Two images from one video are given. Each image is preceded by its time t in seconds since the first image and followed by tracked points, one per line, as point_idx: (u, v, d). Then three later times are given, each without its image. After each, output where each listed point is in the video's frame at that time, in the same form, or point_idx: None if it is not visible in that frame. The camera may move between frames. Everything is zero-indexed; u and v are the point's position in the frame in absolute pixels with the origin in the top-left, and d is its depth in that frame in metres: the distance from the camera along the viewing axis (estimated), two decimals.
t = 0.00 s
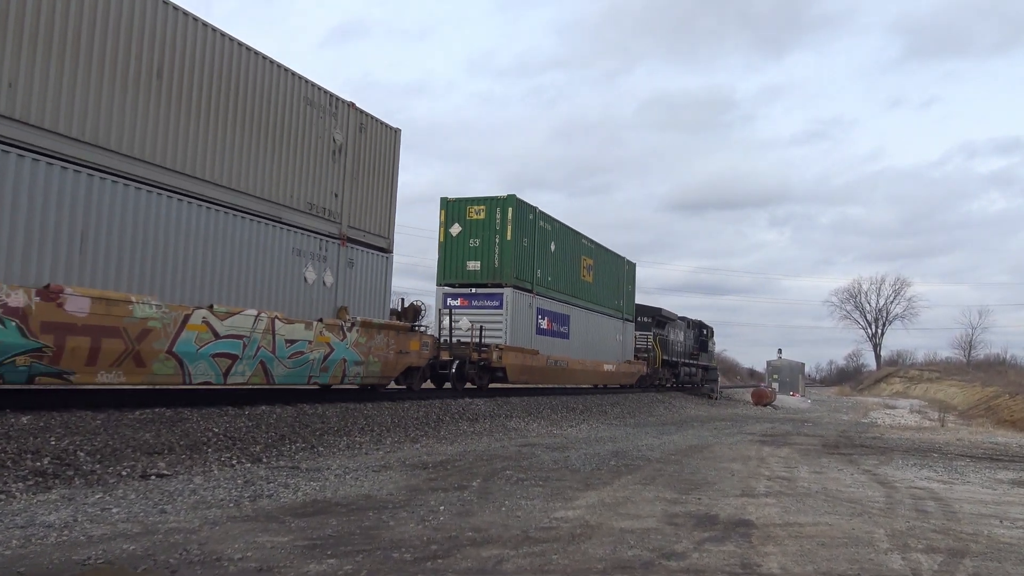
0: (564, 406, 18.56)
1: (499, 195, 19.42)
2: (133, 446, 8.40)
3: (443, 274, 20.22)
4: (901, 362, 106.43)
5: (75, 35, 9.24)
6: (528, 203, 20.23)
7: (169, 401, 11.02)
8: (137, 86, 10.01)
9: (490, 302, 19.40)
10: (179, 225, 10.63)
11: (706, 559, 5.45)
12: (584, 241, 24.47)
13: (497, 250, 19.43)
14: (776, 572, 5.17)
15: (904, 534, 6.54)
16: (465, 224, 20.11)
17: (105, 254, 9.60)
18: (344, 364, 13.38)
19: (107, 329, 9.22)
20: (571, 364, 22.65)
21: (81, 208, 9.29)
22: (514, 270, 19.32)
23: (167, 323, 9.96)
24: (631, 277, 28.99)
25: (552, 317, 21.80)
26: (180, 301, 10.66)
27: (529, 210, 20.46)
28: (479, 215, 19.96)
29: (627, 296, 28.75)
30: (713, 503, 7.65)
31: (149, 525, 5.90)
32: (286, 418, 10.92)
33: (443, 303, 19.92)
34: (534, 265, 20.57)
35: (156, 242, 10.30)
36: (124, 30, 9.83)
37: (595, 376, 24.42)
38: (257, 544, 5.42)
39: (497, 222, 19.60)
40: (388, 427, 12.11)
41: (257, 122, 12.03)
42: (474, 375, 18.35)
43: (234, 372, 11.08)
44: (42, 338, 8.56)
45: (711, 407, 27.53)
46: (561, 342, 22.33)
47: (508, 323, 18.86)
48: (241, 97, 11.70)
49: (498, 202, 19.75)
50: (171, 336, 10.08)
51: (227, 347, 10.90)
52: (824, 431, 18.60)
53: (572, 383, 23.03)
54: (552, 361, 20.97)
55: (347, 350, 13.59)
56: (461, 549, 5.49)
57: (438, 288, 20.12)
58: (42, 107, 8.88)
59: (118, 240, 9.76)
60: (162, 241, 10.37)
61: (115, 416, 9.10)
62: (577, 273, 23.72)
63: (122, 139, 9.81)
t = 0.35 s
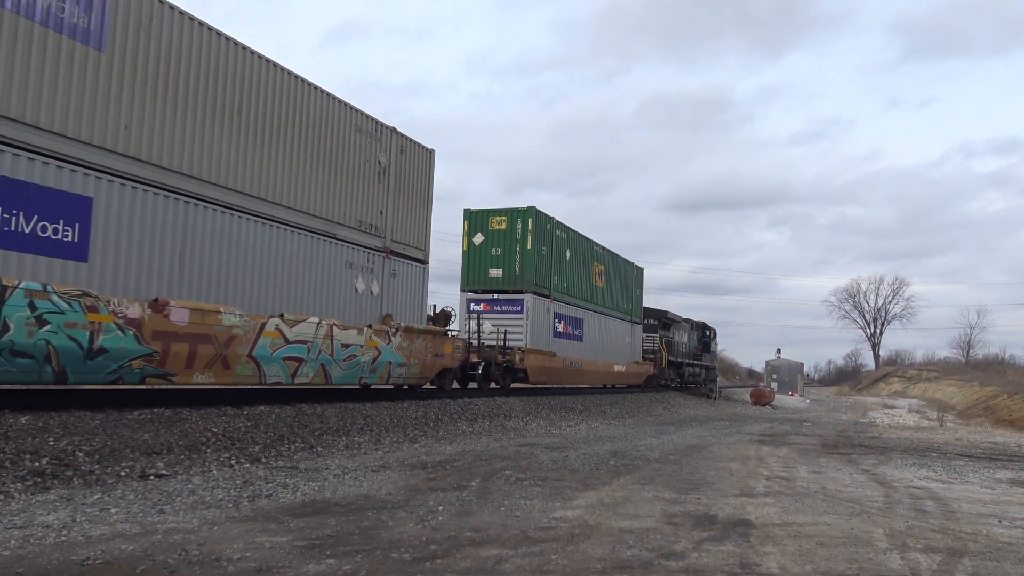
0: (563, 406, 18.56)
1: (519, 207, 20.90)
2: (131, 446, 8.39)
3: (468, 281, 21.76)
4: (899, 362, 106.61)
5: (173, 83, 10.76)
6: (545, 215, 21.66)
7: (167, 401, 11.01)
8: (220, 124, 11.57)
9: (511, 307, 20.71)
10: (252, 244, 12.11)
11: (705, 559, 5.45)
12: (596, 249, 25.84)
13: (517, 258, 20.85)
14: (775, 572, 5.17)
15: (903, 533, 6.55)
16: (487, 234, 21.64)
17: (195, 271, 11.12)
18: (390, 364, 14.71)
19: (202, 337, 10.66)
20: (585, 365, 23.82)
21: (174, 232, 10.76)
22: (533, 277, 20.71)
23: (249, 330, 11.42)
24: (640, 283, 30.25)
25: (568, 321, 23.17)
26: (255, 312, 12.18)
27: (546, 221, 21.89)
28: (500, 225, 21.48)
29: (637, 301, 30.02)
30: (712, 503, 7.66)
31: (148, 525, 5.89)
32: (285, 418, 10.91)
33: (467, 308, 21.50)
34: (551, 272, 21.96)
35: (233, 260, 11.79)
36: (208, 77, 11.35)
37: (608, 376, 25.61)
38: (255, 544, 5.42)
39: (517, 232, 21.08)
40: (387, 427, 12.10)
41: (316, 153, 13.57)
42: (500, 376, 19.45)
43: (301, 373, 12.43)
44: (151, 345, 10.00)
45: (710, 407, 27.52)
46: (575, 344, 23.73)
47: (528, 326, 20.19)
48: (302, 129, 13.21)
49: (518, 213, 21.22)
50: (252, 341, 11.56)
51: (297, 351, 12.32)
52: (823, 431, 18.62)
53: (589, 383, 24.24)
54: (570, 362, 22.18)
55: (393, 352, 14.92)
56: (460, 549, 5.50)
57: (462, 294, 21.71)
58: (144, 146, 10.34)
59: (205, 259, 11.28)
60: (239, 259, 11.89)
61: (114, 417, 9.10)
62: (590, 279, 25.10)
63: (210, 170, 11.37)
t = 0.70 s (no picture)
0: (563, 406, 18.57)
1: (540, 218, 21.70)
2: (131, 446, 8.39)
3: (489, 288, 22.51)
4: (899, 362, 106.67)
5: (247, 119, 12.48)
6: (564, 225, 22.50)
7: (167, 401, 11.00)
8: (286, 153, 13.28)
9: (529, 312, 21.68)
10: (312, 259, 13.75)
11: (705, 560, 5.46)
12: (609, 255, 26.71)
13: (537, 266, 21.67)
14: (775, 572, 5.17)
15: (903, 534, 6.55)
16: (509, 242, 22.43)
17: (268, 284, 12.77)
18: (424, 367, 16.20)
19: (278, 342, 12.28)
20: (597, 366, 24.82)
21: (247, 247, 12.38)
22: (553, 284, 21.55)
23: (316, 336, 13.00)
24: (648, 287, 31.12)
25: (584, 324, 23.99)
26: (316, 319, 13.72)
27: (564, 229, 22.74)
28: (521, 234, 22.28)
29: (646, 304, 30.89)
30: (712, 503, 7.66)
31: (148, 525, 5.89)
32: (285, 418, 10.92)
33: (489, 313, 22.06)
34: (569, 278, 22.83)
35: (295, 273, 13.35)
36: (275, 113, 13.08)
37: (620, 376, 26.53)
38: (255, 544, 5.41)
39: (539, 240, 21.98)
40: (387, 427, 12.10)
41: (363, 178, 15.29)
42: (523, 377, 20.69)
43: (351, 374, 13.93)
44: (238, 349, 11.57)
45: (709, 407, 27.52)
46: (590, 346, 24.54)
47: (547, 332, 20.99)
48: (352, 158, 14.97)
49: (539, 223, 22.03)
50: (317, 346, 13.15)
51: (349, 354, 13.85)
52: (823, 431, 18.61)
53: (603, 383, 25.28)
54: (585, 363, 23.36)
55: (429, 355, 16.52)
56: (460, 549, 5.49)
57: (485, 299, 22.26)
58: (226, 172, 12.07)
59: (275, 274, 12.92)
60: (301, 272, 13.48)
61: (114, 417, 9.09)
62: (604, 284, 25.97)
63: (277, 194, 13.08)
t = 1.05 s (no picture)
0: (564, 407, 18.60)
1: (559, 228, 23.01)
2: (134, 447, 8.41)
3: (512, 293, 23.89)
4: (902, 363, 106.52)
5: (315, 147, 13.66)
6: (582, 235, 23.79)
7: (170, 401, 11.02)
8: (346, 176, 14.46)
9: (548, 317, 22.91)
10: (367, 272, 14.88)
11: (707, 561, 5.45)
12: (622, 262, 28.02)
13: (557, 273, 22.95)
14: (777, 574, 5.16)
15: (905, 536, 6.54)
16: (530, 251, 23.79)
17: (333, 296, 13.94)
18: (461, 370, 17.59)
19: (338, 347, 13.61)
20: (612, 368, 26.02)
21: (315, 264, 13.53)
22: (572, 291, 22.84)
23: (370, 341, 14.36)
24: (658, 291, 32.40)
25: (600, 327, 25.29)
26: (372, 327, 14.88)
27: (582, 238, 24.03)
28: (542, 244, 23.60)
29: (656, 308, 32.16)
30: (714, 504, 7.66)
31: (150, 526, 5.90)
32: (287, 419, 10.95)
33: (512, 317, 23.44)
34: (587, 285, 24.13)
35: (354, 283, 14.49)
36: (338, 140, 14.27)
37: (632, 377, 27.78)
38: (257, 545, 5.42)
39: (557, 249, 23.30)
40: (390, 428, 12.12)
41: (412, 196, 16.47)
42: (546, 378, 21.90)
43: (398, 376, 15.28)
44: (308, 354, 12.89)
45: (711, 409, 27.52)
46: (605, 349, 25.80)
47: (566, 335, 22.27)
48: (402, 176, 16.12)
49: (558, 234, 23.36)
50: (370, 349, 14.50)
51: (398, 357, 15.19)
52: (826, 433, 18.59)
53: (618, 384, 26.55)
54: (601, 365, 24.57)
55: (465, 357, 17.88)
56: (462, 550, 5.50)
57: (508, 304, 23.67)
58: (298, 195, 13.24)
59: (339, 286, 14.09)
60: (359, 284, 14.62)
61: (116, 417, 9.11)
62: (618, 290, 27.28)
63: (340, 213, 14.25)
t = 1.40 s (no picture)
0: (566, 409, 18.60)
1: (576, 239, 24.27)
2: (136, 449, 8.42)
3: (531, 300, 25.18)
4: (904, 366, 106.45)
5: (366, 172, 15.13)
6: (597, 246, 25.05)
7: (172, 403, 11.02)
8: (393, 199, 15.89)
9: (565, 322, 24.02)
10: (410, 284, 16.32)
11: (709, 564, 5.44)
12: (632, 270, 29.26)
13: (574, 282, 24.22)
14: None
15: (907, 539, 6.52)
16: (548, 260, 25.09)
17: (382, 308, 15.37)
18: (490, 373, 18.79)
19: (387, 352, 14.72)
20: (624, 371, 27.21)
21: (366, 278, 14.94)
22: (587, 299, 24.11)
23: (414, 347, 15.46)
24: (665, 296, 33.55)
25: (612, 332, 26.53)
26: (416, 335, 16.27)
27: (597, 249, 25.30)
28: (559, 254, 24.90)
29: (663, 312, 33.32)
30: (716, 507, 7.65)
31: (152, 528, 5.90)
32: (289, 421, 10.95)
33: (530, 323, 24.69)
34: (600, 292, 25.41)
35: (400, 295, 15.92)
36: (385, 166, 15.74)
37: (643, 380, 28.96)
38: (259, 548, 5.41)
39: (574, 258, 24.59)
40: (392, 430, 12.13)
41: (446, 216, 17.90)
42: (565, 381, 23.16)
43: (437, 378, 16.47)
44: (363, 360, 14.02)
45: (713, 411, 27.47)
46: (617, 353, 27.05)
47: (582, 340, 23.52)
48: (437, 196, 17.59)
49: (575, 244, 24.63)
50: (415, 355, 15.57)
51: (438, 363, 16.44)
52: (828, 436, 18.60)
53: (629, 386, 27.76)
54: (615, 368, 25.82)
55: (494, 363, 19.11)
56: (464, 553, 5.49)
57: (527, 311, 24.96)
58: (353, 218, 14.70)
59: (386, 298, 15.53)
60: (402, 296, 16.01)
61: (117, 419, 9.11)
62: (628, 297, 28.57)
63: (387, 233, 15.72)
